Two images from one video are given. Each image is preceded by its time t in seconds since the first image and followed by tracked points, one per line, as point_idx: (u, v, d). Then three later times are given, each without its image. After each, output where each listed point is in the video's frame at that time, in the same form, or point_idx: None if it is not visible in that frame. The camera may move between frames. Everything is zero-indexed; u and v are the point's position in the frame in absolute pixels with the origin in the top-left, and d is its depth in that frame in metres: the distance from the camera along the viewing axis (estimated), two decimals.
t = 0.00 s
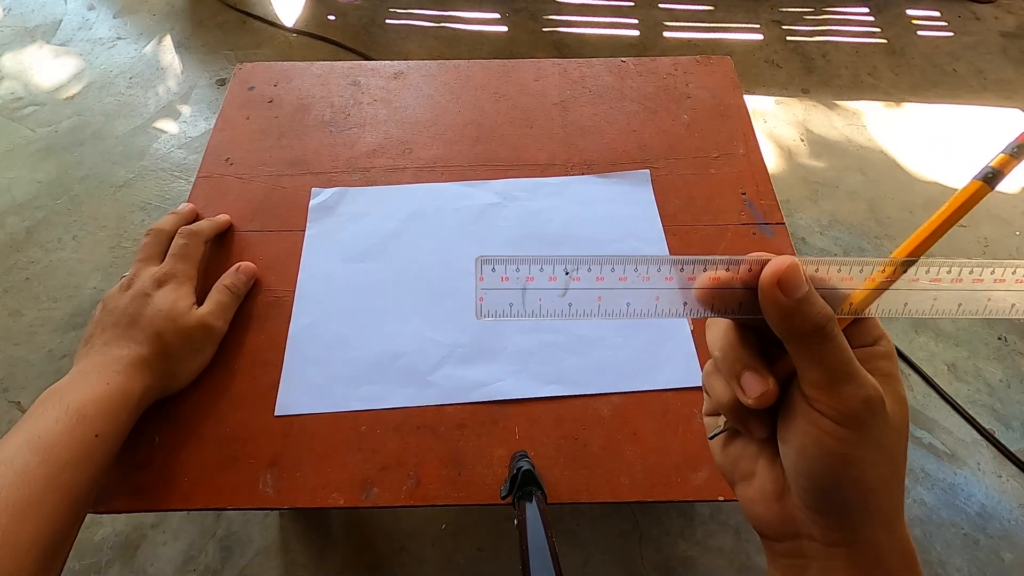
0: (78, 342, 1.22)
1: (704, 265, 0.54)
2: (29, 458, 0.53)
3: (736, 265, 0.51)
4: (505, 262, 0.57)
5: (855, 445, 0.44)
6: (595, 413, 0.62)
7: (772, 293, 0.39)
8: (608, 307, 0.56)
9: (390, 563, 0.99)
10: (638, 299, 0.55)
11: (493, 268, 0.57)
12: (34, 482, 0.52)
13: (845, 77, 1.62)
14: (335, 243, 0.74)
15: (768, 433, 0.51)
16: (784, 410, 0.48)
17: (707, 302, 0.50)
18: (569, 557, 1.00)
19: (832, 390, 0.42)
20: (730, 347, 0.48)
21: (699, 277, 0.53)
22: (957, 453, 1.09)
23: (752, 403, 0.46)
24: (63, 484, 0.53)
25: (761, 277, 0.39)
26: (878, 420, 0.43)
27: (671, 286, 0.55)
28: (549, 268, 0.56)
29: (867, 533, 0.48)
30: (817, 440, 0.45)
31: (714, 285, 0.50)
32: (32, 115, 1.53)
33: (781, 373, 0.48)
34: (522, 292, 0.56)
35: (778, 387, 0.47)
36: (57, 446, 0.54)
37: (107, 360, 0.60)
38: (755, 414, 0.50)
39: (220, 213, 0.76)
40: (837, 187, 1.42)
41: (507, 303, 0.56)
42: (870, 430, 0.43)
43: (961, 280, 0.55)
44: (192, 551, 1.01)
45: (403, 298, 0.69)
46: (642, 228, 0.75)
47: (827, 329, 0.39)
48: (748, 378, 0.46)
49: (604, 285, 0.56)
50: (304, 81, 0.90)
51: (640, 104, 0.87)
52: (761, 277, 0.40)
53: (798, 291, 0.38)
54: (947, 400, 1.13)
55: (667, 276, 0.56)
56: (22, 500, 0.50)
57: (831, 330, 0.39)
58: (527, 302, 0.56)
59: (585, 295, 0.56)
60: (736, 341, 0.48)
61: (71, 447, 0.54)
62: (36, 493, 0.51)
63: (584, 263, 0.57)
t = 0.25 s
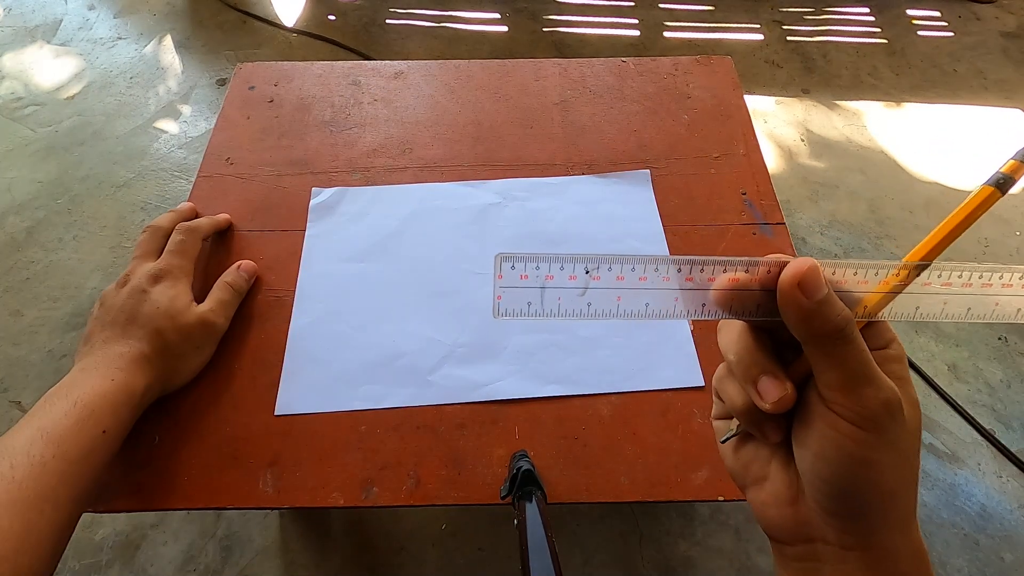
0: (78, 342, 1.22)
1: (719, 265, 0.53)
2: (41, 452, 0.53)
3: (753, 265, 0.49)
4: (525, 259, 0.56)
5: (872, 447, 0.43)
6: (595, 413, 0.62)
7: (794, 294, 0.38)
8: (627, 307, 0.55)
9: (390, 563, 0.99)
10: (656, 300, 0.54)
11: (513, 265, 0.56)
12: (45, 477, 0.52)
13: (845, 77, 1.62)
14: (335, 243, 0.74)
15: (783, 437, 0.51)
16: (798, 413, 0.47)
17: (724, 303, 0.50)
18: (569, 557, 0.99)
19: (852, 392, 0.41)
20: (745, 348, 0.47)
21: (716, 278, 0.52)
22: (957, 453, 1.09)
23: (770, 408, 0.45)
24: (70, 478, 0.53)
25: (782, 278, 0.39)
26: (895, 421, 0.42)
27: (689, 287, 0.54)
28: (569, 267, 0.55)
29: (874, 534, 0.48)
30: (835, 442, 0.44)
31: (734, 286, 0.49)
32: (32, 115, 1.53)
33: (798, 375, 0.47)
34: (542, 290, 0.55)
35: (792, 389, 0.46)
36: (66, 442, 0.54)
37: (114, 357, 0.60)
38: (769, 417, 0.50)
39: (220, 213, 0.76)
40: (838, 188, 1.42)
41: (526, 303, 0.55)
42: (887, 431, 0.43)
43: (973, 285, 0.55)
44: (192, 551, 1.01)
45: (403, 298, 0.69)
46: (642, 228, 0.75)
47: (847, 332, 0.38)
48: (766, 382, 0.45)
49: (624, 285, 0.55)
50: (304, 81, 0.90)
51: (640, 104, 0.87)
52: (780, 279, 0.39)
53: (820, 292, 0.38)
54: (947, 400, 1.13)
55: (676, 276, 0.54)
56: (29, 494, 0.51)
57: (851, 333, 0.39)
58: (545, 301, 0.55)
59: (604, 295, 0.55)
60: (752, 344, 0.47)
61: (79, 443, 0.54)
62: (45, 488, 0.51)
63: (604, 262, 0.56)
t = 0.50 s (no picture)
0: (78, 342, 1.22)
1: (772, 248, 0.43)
2: (34, 461, 0.53)
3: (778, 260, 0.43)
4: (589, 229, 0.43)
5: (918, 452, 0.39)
6: (595, 413, 0.62)
7: (859, 285, 0.34)
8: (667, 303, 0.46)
9: (390, 563, 0.99)
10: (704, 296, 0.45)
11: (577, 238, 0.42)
12: (39, 486, 0.52)
13: (845, 77, 1.62)
14: (335, 243, 0.74)
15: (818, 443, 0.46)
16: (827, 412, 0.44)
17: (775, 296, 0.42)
18: (569, 557, 1.00)
19: (910, 394, 0.37)
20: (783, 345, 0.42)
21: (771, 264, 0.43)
22: (957, 453, 1.09)
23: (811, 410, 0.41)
24: (63, 486, 0.53)
25: (844, 269, 0.35)
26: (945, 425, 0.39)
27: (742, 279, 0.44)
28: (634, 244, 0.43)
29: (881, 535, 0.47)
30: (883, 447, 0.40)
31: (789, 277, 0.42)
32: (32, 115, 1.53)
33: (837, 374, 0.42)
34: (602, 270, 0.43)
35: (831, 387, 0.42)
36: (60, 451, 0.54)
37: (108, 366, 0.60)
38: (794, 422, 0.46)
39: (220, 213, 0.76)
40: (838, 188, 1.42)
41: (585, 284, 0.43)
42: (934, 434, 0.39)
43: None
44: (192, 551, 1.01)
45: (403, 298, 0.69)
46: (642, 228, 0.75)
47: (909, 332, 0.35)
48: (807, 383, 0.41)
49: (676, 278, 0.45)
50: (304, 81, 0.90)
51: (640, 104, 0.87)
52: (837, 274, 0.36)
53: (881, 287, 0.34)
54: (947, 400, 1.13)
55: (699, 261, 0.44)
56: (21, 504, 0.51)
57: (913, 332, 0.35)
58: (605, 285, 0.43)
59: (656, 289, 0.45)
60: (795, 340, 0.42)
61: (74, 451, 0.54)
62: (39, 497, 0.51)
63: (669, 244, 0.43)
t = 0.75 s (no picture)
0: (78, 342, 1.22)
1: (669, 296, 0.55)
2: (31, 470, 0.53)
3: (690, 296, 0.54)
4: (482, 322, 0.57)
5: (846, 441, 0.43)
6: (594, 413, 0.62)
7: (728, 309, 0.41)
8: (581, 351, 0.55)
9: (390, 563, 0.99)
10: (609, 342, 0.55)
11: (471, 329, 0.57)
12: (37, 494, 0.52)
13: (845, 77, 1.62)
14: (334, 243, 0.74)
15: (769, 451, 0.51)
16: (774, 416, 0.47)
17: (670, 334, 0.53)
18: (569, 557, 0.99)
19: (812, 388, 0.42)
20: (704, 384, 0.48)
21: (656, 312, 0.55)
22: (957, 453, 1.09)
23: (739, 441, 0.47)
24: (61, 493, 0.53)
25: (715, 298, 0.42)
26: (860, 410, 0.43)
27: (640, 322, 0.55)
28: (523, 322, 0.57)
29: (883, 534, 0.47)
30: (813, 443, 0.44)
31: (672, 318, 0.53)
32: (32, 115, 1.53)
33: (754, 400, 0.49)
34: (502, 348, 0.56)
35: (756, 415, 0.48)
36: (58, 458, 0.54)
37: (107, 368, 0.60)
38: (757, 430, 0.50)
39: (220, 213, 0.76)
40: (838, 188, 1.42)
41: (489, 362, 0.56)
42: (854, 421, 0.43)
43: (931, 276, 0.55)
44: (192, 551, 1.01)
45: (403, 298, 0.69)
46: (642, 228, 0.75)
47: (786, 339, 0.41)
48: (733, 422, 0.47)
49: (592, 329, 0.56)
50: (304, 81, 0.90)
51: (640, 104, 0.87)
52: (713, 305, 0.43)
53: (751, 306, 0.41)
54: (947, 400, 1.13)
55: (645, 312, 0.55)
56: (19, 511, 0.51)
57: (791, 337, 0.41)
58: (505, 358, 0.56)
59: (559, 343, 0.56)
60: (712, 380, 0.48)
61: (72, 458, 0.54)
62: (37, 505, 0.52)
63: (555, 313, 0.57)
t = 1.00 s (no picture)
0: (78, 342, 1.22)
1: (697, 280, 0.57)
2: (31, 470, 0.53)
3: (727, 280, 0.55)
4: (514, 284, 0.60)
5: (880, 436, 0.43)
6: (594, 413, 0.62)
7: (766, 298, 0.41)
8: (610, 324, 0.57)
9: (390, 563, 0.99)
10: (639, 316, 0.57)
11: (504, 290, 0.60)
12: (35, 494, 0.52)
13: (845, 77, 1.62)
14: (334, 243, 0.74)
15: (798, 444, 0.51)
16: (803, 409, 0.47)
17: (704, 315, 0.55)
18: (569, 557, 0.99)
19: (849, 382, 0.42)
20: (734, 372, 0.48)
21: (692, 292, 0.56)
22: (957, 453, 1.09)
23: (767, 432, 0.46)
24: (61, 493, 0.53)
25: (754, 287, 0.41)
26: (897, 406, 0.43)
27: (668, 302, 0.57)
28: (555, 289, 0.59)
29: (885, 534, 0.47)
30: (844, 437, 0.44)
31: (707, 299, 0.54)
32: (32, 115, 1.53)
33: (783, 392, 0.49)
34: (532, 312, 0.58)
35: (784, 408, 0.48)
36: (57, 458, 0.54)
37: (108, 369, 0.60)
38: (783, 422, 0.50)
39: (220, 213, 0.76)
40: (838, 188, 1.42)
41: (518, 324, 0.58)
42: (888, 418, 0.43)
43: (979, 286, 0.58)
44: (192, 551, 1.01)
45: (403, 298, 0.69)
46: (642, 228, 0.75)
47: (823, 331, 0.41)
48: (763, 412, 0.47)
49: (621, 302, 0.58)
50: (304, 81, 0.90)
51: (640, 104, 0.87)
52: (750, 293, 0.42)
53: (790, 296, 0.41)
54: (947, 400, 1.13)
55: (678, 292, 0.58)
56: (18, 511, 0.51)
57: (827, 328, 0.41)
58: (536, 322, 0.58)
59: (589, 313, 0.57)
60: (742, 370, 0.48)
61: (72, 458, 0.54)
62: (36, 506, 0.51)
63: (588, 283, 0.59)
